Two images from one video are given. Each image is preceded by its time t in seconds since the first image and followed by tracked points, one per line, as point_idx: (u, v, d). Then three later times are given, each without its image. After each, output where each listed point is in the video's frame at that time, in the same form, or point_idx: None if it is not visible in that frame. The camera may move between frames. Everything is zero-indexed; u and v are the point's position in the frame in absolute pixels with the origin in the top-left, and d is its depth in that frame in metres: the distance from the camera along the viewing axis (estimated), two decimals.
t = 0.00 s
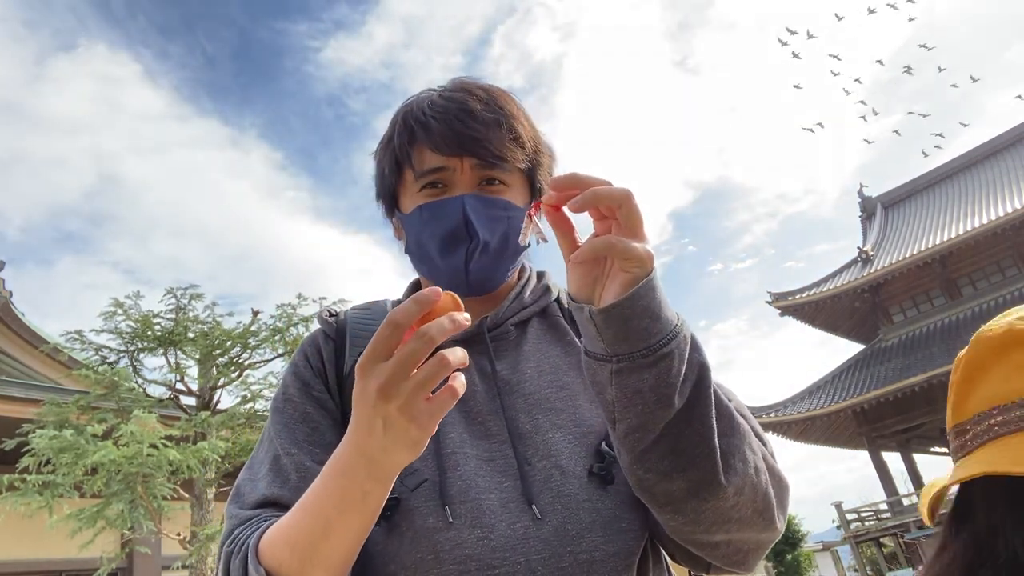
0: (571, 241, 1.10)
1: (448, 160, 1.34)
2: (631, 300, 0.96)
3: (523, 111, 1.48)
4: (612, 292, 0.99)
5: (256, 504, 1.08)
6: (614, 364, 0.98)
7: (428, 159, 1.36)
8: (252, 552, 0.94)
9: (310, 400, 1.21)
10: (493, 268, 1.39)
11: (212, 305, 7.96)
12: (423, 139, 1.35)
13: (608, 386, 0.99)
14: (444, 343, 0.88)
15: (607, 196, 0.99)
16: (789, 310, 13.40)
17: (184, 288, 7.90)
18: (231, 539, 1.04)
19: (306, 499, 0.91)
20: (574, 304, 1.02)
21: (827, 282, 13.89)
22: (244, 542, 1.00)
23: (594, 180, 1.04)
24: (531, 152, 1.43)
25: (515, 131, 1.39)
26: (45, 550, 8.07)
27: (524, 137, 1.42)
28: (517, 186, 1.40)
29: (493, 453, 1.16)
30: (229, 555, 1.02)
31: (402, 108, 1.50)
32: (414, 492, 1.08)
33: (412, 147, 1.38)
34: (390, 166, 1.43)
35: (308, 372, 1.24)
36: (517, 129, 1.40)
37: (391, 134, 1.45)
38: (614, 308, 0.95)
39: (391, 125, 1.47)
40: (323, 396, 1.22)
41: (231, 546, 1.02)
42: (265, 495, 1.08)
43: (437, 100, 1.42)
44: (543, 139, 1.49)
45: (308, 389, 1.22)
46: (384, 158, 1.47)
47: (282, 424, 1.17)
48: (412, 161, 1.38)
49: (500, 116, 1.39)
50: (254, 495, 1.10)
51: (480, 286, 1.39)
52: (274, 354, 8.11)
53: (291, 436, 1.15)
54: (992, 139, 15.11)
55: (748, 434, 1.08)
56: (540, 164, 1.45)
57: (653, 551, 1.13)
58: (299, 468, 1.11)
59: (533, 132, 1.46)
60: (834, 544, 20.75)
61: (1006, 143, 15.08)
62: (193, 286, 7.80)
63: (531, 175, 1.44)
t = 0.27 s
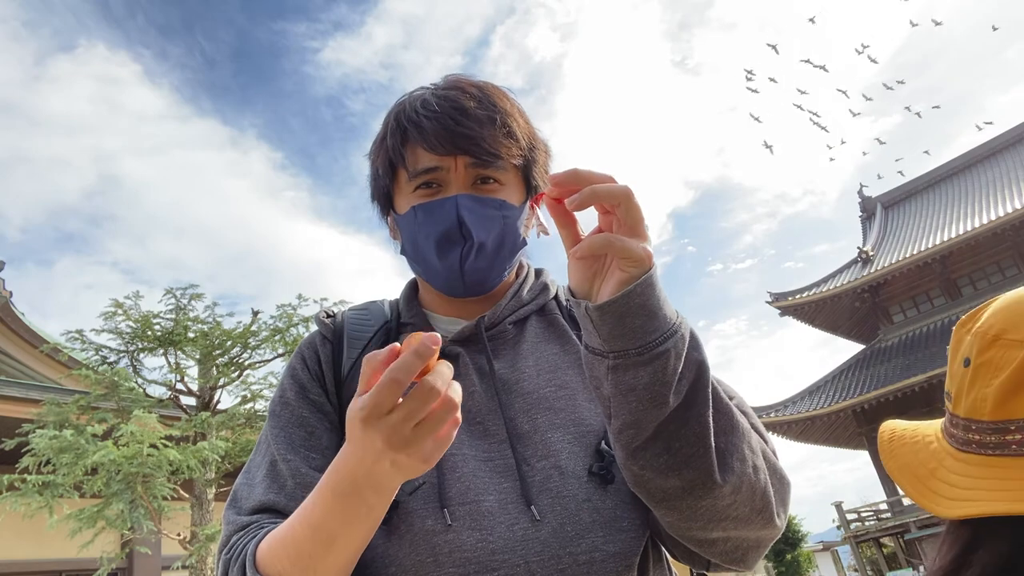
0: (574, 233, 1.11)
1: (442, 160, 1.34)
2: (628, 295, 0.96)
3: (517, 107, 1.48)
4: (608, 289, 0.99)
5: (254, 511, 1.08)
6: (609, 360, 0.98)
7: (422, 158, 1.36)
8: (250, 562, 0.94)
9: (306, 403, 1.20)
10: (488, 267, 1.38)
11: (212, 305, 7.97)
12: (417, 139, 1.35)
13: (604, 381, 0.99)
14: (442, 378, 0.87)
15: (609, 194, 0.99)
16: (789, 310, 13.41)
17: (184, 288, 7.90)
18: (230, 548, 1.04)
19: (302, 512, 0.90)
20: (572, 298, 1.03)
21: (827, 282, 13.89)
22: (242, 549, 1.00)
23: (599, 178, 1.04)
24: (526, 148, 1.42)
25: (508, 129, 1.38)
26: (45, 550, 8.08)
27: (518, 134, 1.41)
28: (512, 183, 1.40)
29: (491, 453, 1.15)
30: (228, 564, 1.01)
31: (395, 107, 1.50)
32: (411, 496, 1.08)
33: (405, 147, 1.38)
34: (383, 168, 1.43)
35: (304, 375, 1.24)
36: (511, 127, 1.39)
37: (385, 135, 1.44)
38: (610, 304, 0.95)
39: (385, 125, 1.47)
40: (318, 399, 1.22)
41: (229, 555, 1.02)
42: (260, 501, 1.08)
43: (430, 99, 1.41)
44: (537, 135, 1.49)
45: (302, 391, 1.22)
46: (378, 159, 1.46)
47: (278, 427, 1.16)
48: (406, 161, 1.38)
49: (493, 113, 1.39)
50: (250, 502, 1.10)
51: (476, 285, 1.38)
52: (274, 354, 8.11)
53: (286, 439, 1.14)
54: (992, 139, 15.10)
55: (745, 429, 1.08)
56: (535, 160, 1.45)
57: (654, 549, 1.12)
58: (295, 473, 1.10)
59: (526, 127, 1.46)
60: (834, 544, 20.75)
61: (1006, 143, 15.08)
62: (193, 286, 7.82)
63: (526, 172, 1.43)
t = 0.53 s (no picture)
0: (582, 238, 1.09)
1: (448, 154, 1.34)
2: (636, 302, 0.95)
3: (524, 103, 1.47)
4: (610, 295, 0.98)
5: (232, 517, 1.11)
6: (615, 365, 0.97)
7: (427, 152, 1.36)
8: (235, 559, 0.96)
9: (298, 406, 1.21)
10: (494, 263, 1.37)
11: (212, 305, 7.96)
12: (423, 133, 1.35)
13: (609, 385, 0.98)
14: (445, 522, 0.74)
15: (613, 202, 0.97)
16: (789, 310, 13.40)
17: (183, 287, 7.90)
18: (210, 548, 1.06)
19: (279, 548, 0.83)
20: (579, 301, 1.04)
21: (828, 281, 13.88)
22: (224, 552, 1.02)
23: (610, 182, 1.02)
24: (532, 144, 1.42)
25: (516, 123, 1.38)
26: (46, 550, 8.07)
27: (525, 129, 1.41)
28: (517, 179, 1.40)
29: (494, 452, 1.14)
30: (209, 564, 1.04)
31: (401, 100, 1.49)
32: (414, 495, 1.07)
33: (411, 141, 1.37)
34: (389, 161, 1.43)
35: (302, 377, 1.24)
36: (518, 123, 1.39)
37: (391, 128, 1.44)
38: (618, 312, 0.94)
39: (391, 118, 1.47)
40: (310, 401, 1.21)
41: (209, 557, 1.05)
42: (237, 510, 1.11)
43: (436, 93, 1.41)
44: (544, 130, 1.48)
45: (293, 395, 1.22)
46: (383, 154, 1.46)
47: (270, 432, 1.18)
48: (411, 154, 1.37)
49: (500, 108, 1.38)
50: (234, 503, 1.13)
51: (481, 281, 1.37)
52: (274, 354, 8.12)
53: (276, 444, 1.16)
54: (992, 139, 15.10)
55: (751, 432, 1.07)
56: (541, 157, 1.44)
57: (656, 550, 1.12)
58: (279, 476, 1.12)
59: (533, 123, 1.45)
60: (834, 544, 20.75)
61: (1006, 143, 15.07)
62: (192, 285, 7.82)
63: (532, 167, 1.43)
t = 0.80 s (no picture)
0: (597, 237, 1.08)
1: (471, 145, 1.34)
2: (655, 299, 0.95)
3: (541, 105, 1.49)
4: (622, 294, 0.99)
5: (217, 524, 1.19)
6: (629, 362, 0.98)
7: (450, 142, 1.36)
8: None
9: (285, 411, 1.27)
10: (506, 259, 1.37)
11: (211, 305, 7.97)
12: (447, 123, 1.35)
13: (623, 382, 0.99)
14: None
15: (624, 206, 0.97)
16: (789, 310, 13.41)
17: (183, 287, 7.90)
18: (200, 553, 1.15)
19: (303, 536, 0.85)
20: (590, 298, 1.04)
21: (828, 282, 13.89)
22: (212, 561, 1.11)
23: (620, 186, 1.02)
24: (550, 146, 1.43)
25: (536, 123, 1.40)
26: (46, 550, 8.07)
27: (543, 130, 1.43)
28: (533, 177, 1.41)
29: (496, 447, 1.14)
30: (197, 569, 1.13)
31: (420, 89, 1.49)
32: (419, 489, 1.07)
33: (433, 129, 1.37)
34: (407, 148, 1.42)
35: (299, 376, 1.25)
36: (539, 123, 1.41)
37: (411, 116, 1.44)
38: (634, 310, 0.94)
39: (411, 106, 1.47)
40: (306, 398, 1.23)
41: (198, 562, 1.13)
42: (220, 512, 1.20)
43: (461, 85, 1.41)
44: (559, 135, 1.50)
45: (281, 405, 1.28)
46: (399, 140, 1.45)
47: (261, 437, 1.24)
48: (432, 144, 1.37)
49: (523, 107, 1.40)
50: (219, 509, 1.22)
51: (492, 275, 1.36)
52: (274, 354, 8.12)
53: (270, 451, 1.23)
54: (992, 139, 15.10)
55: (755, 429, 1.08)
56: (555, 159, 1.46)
57: (657, 547, 1.12)
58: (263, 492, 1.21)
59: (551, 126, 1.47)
60: (834, 544, 20.75)
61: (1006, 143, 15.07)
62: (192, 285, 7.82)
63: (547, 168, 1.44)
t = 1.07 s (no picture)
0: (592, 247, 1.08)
1: (457, 148, 1.34)
2: (649, 314, 0.95)
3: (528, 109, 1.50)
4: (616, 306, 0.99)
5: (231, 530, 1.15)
6: (624, 370, 0.98)
7: (435, 145, 1.36)
8: None
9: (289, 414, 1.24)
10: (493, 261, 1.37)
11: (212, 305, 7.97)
12: (432, 126, 1.35)
13: (618, 389, 0.99)
14: None
15: (612, 224, 0.96)
16: (789, 310, 13.41)
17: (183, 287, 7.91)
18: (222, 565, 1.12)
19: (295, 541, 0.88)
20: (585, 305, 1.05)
21: (828, 282, 13.89)
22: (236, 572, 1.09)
23: (609, 203, 1.00)
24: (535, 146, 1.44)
25: (522, 127, 1.40)
26: (46, 550, 8.08)
27: (530, 134, 1.43)
28: (520, 180, 1.41)
29: (490, 449, 1.14)
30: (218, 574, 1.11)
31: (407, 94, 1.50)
32: (415, 491, 1.07)
33: (419, 132, 1.38)
34: (392, 152, 1.42)
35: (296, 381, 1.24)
36: (525, 126, 1.41)
37: (396, 119, 1.44)
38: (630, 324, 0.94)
39: (397, 110, 1.47)
40: (302, 400, 1.21)
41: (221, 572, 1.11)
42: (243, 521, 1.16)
43: (446, 88, 1.42)
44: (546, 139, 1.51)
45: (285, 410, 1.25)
46: (385, 144, 1.46)
47: (268, 441, 1.21)
48: (417, 147, 1.38)
49: (507, 109, 1.41)
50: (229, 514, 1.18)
51: (480, 277, 1.37)
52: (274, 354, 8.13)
53: (278, 460, 1.20)
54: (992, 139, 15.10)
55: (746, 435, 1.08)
56: (541, 164, 1.47)
57: (649, 549, 1.13)
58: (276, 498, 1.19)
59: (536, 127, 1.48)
60: (834, 544, 20.76)
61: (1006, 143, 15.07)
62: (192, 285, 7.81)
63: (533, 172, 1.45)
